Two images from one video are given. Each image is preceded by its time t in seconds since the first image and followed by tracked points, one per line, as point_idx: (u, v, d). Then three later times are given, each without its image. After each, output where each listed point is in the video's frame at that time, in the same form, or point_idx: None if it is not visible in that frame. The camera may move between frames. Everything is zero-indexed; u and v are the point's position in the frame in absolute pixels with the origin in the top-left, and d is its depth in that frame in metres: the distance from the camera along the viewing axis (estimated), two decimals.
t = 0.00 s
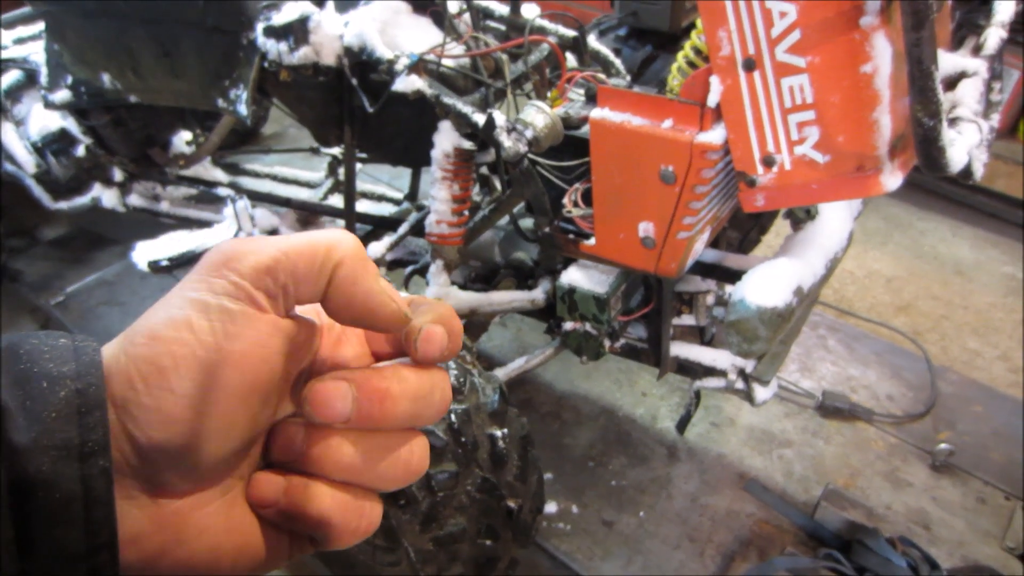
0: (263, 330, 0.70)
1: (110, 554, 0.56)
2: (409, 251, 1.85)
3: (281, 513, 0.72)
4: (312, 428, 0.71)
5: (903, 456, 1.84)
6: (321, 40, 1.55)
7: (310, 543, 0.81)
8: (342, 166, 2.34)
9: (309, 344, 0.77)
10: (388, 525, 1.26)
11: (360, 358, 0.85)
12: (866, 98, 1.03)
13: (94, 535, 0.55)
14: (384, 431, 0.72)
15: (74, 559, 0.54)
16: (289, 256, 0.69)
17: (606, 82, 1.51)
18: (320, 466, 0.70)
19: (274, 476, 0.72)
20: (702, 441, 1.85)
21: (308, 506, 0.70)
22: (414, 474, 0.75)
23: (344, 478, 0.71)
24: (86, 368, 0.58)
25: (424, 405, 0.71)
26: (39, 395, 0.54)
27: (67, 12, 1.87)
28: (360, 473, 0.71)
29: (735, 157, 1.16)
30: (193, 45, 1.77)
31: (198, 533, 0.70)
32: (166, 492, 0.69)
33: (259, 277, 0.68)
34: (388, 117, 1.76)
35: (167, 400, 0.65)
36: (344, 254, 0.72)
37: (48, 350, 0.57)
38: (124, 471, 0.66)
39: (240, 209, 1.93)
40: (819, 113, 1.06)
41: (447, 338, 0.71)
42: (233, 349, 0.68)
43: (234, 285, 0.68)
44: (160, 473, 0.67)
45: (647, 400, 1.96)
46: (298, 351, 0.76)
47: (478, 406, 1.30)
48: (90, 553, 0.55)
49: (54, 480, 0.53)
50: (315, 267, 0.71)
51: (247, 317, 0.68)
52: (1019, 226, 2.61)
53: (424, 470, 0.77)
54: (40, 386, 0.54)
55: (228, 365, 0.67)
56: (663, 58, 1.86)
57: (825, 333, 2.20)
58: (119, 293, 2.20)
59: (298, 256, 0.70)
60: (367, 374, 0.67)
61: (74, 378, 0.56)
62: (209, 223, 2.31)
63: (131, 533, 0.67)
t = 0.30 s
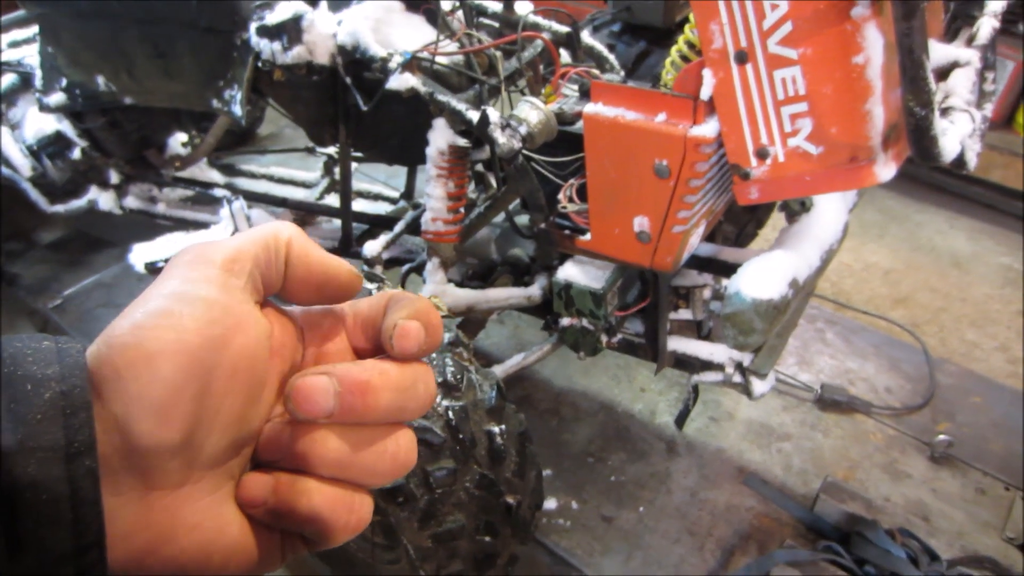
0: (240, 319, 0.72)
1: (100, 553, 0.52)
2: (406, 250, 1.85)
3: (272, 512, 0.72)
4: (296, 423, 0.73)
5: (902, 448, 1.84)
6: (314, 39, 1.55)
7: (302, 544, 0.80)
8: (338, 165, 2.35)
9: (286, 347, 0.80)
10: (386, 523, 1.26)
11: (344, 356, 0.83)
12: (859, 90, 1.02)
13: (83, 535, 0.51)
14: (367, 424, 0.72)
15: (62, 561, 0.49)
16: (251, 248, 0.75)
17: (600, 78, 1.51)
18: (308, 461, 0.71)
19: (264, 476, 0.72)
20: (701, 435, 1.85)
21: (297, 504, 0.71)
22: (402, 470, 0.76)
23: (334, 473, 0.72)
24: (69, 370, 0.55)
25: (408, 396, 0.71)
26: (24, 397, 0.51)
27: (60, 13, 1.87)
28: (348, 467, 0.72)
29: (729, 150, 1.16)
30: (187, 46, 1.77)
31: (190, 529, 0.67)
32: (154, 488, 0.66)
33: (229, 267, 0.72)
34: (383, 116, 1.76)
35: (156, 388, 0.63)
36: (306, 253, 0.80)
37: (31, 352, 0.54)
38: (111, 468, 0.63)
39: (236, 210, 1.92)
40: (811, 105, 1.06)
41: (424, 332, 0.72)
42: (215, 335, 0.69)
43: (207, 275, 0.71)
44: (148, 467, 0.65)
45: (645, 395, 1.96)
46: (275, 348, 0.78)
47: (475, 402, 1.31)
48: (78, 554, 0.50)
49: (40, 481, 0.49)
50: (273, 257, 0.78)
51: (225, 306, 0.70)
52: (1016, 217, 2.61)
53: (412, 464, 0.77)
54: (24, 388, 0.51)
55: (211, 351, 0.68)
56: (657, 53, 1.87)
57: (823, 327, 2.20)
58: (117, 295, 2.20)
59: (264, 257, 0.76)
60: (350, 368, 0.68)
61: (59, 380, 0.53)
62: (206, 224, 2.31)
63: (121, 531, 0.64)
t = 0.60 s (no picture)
0: (237, 316, 0.71)
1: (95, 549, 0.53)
2: (404, 250, 1.85)
3: (268, 508, 0.72)
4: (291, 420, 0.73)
5: (901, 446, 1.85)
6: (312, 40, 1.55)
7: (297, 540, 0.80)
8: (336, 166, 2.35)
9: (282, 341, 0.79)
10: (386, 524, 1.26)
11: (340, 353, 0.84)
12: (855, 89, 1.02)
13: (77, 531, 0.51)
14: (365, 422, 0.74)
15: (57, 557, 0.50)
16: (250, 246, 0.74)
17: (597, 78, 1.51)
18: (304, 457, 0.72)
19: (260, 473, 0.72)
20: (700, 434, 1.86)
21: (293, 500, 0.71)
22: (397, 467, 0.77)
23: (329, 470, 0.73)
24: (64, 367, 0.55)
25: (405, 394, 0.72)
26: (17, 394, 0.51)
27: (57, 15, 1.87)
28: (343, 463, 0.73)
29: (725, 150, 1.16)
30: (185, 47, 1.76)
31: (186, 525, 0.67)
32: (149, 484, 0.66)
33: (227, 266, 0.72)
34: (381, 117, 1.77)
35: (151, 385, 0.63)
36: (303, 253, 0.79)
37: (25, 349, 0.54)
38: (105, 464, 0.63)
39: (235, 211, 1.92)
40: (808, 104, 1.06)
41: (422, 330, 0.73)
42: (211, 332, 0.68)
43: (204, 273, 0.70)
44: (144, 462, 0.64)
45: (644, 395, 1.96)
46: (271, 346, 0.78)
47: (474, 402, 1.30)
48: (72, 549, 0.51)
49: (33, 479, 0.50)
50: (273, 256, 0.77)
51: (222, 303, 0.70)
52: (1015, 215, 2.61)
53: (409, 460, 0.79)
54: (18, 384, 0.51)
55: (208, 348, 0.68)
56: (655, 52, 1.86)
57: (821, 325, 2.20)
58: (116, 296, 2.20)
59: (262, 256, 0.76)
60: (346, 365, 0.69)
61: (53, 376, 0.54)
62: (204, 225, 2.31)
63: (114, 526, 0.63)
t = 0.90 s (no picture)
0: (268, 335, 0.69)
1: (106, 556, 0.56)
2: (403, 250, 1.85)
3: (273, 510, 0.71)
4: (296, 424, 0.71)
5: (901, 444, 1.85)
6: (309, 42, 1.54)
7: (298, 542, 0.79)
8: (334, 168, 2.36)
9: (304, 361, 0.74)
10: (386, 524, 1.26)
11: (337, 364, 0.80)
12: (852, 86, 1.02)
13: (92, 536, 0.55)
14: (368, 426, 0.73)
15: (72, 559, 0.54)
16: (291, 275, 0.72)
17: (595, 77, 1.51)
18: (307, 461, 0.71)
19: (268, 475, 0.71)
20: (700, 434, 1.85)
21: (297, 504, 0.70)
22: (396, 470, 0.76)
23: (332, 473, 0.72)
24: (82, 374, 0.57)
25: (405, 399, 0.71)
26: (37, 401, 0.53)
27: (53, 18, 1.87)
28: (346, 467, 0.72)
29: (723, 148, 1.16)
30: (182, 49, 1.76)
31: (197, 530, 0.66)
32: (167, 487, 0.65)
33: (267, 289, 0.70)
34: (378, 120, 1.77)
35: (170, 391, 0.63)
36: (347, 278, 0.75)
37: (45, 355, 0.55)
38: (121, 465, 0.63)
39: (233, 212, 1.91)
40: (805, 102, 1.06)
41: (416, 341, 0.73)
42: (239, 349, 0.66)
43: (239, 289, 0.69)
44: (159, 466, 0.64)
45: (644, 394, 1.96)
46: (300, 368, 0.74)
47: (474, 403, 1.30)
48: (86, 555, 0.54)
49: (52, 483, 0.52)
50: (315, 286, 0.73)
51: (253, 320, 0.68)
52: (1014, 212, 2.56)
53: (406, 465, 0.78)
54: (37, 391, 0.53)
55: (236, 365, 0.65)
56: (652, 52, 1.90)
57: (820, 324, 2.21)
58: (114, 298, 2.20)
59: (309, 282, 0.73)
60: (349, 370, 0.68)
61: (72, 383, 0.55)
62: (202, 228, 2.31)
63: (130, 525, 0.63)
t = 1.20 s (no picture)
0: (263, 332, 0.71)
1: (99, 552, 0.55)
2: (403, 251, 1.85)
3: (268, 507, 0.71)
4: (291, 420, 0.73)
5: (901, 445, 1.85)
6: (308, 43, 1.54)
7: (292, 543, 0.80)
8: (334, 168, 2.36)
9: (302, 359, 0.77)
10: (387, 526, 1.26)
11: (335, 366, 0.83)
12: (852, 88, 1.02)
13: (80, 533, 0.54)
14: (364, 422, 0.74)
15: (64, 555, 0.53)
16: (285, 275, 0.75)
17: (595, 77, 1.51)
18: (303, 457, 0.72)
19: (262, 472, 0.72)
20: (700, 434, 1.85)
21: (293, 500, 0.71)
22: (392, 468, 0.78)
23: (328, 469, 0.73)
24: (76, 369, 0.57)
25: (399, 397, 0.72)
26: (28, 395, 0.53)
27: (53, 19, 1.87)
28: (342, 463, 0.73)
29: (723, 150, 1.16)
30: (182, 50, 1.76)
31: (191, 524, 0.66)
32: (160, 480, 0.66)
33: (259, 288, 0.73)
34: (378, 121, 1.77)
35: (167, 384, 0.64)
36: (345, 277, 0.79)
37: (38, 350, 0.56)
38: (115, 458, 0.63)
39: (232, 213, 1.91)
40: (806, 103, 1.05)
41: (413, 339, 0.74)
42: (236, 342, 0.69)
43: (235, 289, 0.72)
44: (153, 460, 0.64)
45: (644, 395, 1.96)
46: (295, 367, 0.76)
47: (474, 404, 1.30)
48: (79, 551, 0.54)
49: (43, 478, 0.52)
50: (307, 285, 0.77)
51: (249, 317, 0.71)
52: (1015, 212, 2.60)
53: (401, 461, 0.79)
54: (29, 385, 0.54)
55: (233, 358, 0.68)
56: (652, 52, 1.91)
57: (820, 324, 2.21)
58: (114, 299, 2.20)
59: (307, 282, 0.77)
60: (344, 367, 0.69)
61: (64, 378, 0.55)
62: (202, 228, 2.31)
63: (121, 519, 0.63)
